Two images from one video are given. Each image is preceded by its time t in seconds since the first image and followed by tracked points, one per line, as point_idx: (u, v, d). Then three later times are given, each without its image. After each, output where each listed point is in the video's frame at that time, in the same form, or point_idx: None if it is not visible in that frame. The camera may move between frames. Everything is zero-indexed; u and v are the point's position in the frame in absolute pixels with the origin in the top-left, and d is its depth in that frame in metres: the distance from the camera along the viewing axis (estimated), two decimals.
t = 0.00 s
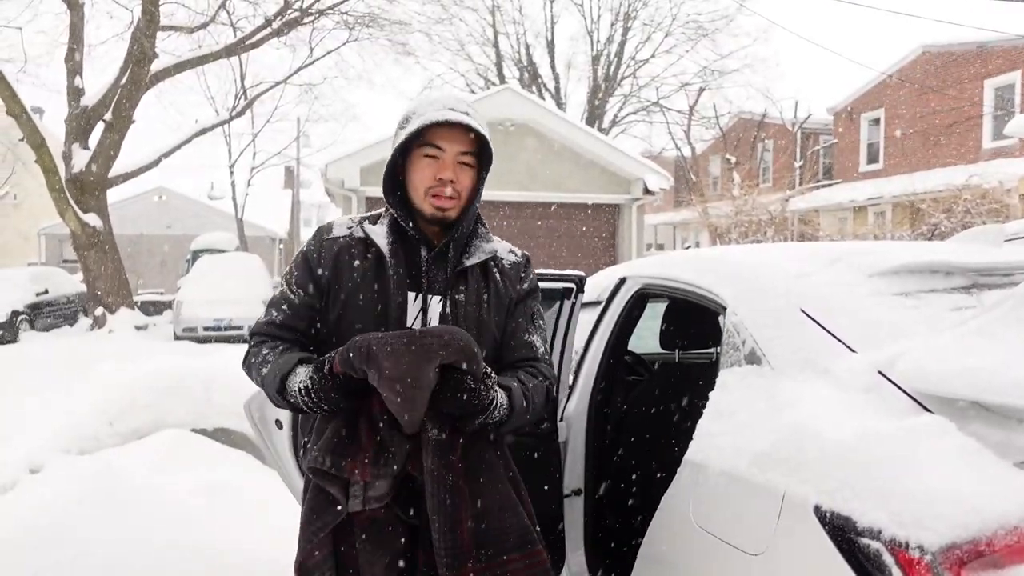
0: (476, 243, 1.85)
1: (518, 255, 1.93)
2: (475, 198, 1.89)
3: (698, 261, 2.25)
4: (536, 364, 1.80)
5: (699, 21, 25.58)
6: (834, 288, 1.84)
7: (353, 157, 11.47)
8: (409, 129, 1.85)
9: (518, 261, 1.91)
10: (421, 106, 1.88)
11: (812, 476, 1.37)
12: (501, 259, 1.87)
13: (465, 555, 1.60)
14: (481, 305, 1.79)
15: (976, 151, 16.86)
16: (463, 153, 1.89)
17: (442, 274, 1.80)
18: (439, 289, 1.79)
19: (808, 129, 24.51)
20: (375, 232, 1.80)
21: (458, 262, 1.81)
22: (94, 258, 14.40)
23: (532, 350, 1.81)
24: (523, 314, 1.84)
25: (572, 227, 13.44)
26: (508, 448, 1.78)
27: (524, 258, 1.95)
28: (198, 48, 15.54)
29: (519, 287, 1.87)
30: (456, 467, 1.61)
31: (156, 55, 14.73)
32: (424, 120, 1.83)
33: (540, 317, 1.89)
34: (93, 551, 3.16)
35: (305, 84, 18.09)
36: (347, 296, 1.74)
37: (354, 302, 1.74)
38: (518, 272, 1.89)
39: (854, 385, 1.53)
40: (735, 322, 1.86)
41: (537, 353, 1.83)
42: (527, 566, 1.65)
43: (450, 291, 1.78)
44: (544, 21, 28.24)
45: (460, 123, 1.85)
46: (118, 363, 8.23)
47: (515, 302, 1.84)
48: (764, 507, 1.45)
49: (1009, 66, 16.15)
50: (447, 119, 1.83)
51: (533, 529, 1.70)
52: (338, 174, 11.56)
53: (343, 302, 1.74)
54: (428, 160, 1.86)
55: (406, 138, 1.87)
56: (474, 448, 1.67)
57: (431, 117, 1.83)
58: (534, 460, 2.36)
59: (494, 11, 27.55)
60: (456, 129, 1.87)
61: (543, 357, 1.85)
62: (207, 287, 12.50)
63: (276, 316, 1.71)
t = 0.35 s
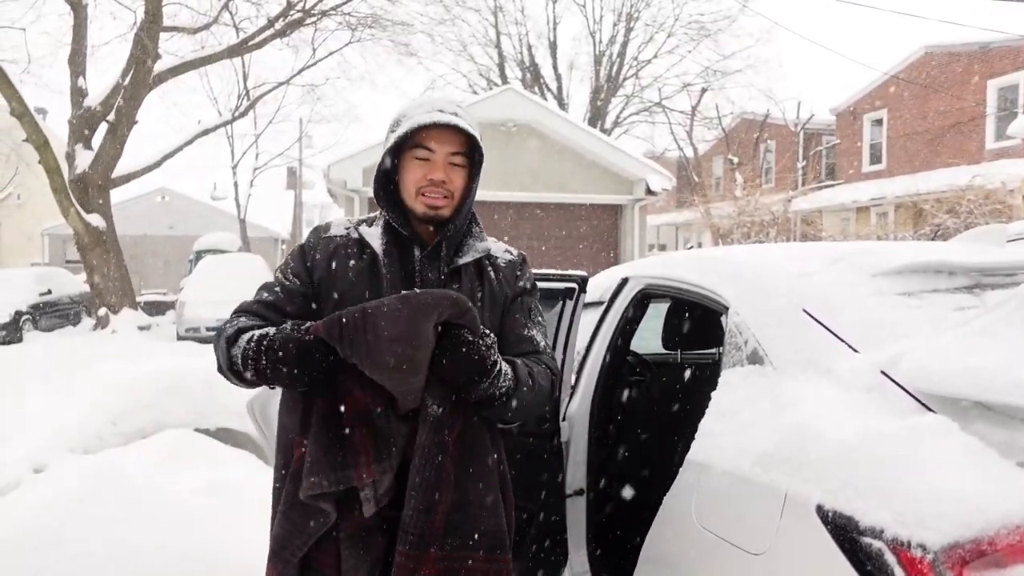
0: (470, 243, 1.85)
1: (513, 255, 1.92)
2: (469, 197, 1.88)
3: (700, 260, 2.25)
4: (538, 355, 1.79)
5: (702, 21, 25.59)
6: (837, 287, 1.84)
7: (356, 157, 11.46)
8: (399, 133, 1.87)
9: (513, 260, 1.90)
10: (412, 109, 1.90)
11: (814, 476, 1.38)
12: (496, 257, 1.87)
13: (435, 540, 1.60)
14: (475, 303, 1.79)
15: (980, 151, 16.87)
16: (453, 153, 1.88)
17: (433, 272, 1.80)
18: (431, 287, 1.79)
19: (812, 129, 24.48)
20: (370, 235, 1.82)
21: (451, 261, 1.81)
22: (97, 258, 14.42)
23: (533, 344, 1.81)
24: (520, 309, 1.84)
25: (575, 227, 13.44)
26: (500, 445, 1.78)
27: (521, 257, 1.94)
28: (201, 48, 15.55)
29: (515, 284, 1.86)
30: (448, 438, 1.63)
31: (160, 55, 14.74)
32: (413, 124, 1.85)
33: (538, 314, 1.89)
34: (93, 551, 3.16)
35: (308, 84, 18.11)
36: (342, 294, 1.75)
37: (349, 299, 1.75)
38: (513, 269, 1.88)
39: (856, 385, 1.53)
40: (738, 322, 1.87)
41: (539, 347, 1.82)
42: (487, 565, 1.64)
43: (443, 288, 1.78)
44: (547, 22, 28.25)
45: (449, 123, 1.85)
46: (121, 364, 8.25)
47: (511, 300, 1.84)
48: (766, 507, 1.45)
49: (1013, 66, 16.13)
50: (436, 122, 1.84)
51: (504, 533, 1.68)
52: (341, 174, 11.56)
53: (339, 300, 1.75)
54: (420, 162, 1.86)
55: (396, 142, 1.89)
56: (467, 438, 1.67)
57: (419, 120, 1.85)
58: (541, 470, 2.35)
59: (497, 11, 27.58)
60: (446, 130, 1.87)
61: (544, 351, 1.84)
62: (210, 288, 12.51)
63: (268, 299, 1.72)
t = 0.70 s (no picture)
0: (462, 238, 1.87)
1: (511, 250, 1.91)
2: (463, 191, 1.89)
3: (702, 259, 2.25)
4: (530, 352, 1.76)
5: (705, 20, 25.58)
6: (838, 286, 1.84)
7: (358, 156, 11.45)
8: (391, 130, 1.89)
9: (510, 254, 1.89)
10: (405, 108, 1.93)
11: (815, 475, 1.38)
12: (490, 253, 1.87)
13: (433, 520, 1.61)
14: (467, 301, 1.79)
15: (983, 150, 16.83)
16: (445, 149, 1.90)
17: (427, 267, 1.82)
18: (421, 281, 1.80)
19: (814, 128, 24.44)
20: (363, 234, 1.83)
21: (443, 256, 1.82)
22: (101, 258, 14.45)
23: (525, 341, 1.78)
24: (515, 305, 1.82)
25: (577, 226, 13.42)
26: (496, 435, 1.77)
27: (519, 252, 1.93)
28: (204, 48, 15.57)
29: (510, 280, 1.84)
30: (430, 434, 1.63)
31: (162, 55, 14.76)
32: (404, 119, 1.88)
33: (532, 310, 1.86)
34: (93, 550, 3.17)
35: (311, 83, 18.12)
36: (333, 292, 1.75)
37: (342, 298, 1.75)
38: (509, 265, 1.86)
39: (855, 384, 1.54)
40: (739, 321, 1.87)
41: (531, 344, 1.78)
42: (497, 551, 1.63)
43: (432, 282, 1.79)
44: (550, 21, 28.24)
45: (439, 119, 1.87)
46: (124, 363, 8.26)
47: (505, 295, 1.83)
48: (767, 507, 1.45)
49: (1017, 64, 16.06)
50: (426, 116, 1.87)
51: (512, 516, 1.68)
52: (343, 174, 11.56)
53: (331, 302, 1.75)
54: (412, 158, 1.88)
55: (390, 138, 1.91)
56: (463, 436, 1.67)
57: (412, 116, 1.88)
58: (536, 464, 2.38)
59: (499, 10, 27.58)
60: (438, 126, 1.90)
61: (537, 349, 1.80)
62: (213, 287, 12.53)
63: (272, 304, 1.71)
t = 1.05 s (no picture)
0: (457, 232, 1.84)
1: (506, 244, 1.90)
2: (456, 187, 1.87)
3: (703, 259, 2.24)
4: (526, 346, 1.75)
5: (706, 20, 25.55)
6: (839, 285, 1.83)
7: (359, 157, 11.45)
8: (382, 128, 1.88)
9: (506, 249, 1.88)
10: (396, 106, 1.91)
11: (815, 475, 1.37)
12: (486, 247, 1.85)
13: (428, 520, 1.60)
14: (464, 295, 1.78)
15: (987, 150, 16.79)
16: (437, 146, 1.88)
17: (419, 262, 1.82)
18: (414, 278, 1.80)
19: (817, 128, 24.40)
20: (357, 233, 1.84)
21: (437, 250, 1.81)
22: (103, 258, 14.44)
23: (521, 335, 1.76)
24: (511, 300, 1.80)
25: (579, 226, 13.40)
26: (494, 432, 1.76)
27: (515, 246, 1.92)
28: (206, 48, 15.57)
29: (506, 274, 1.83)
30: (435, 436, 1.61)
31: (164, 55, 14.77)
32: (394, 118, 1.86)
33: (529, 305, 1.84)
34: (93, 550, 3.16)
35: (312, 84, 18.12)
36: (327, 291, 1.77)
37: (337, 295, 1.76)
38: (504, 259, 1.86)
39: (857, 383, 1.52)
40: (740, 320, 1.86)
41: (527, 338, 1.77)
42: (480, 547, 1.63)
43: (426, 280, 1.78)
44: (551, 21, 28.25)
45: (430, 115, 1.85)
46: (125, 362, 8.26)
47: (500, 289, 1.81)
48: (769, 507, 1.44)
49: (1019, 63, 16.03)
50: (417, 114, 1.85)
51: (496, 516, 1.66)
52: (345, 174, 11.56)
53: (326, 302, 1.77)
54: (404, 156, 1.87)
55: (382, 136, 1.90)
56: (460, 433, 1.65)
57: (401, 114, 1.86)
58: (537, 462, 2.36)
59: (501, 11, 27.59)
60: (430, 123, 1.88)
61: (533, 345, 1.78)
62: (214, 287, 12.54)
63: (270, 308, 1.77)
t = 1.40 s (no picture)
0: (459, 234, 1.86)
1: (509, 247, 1.90)
2: (458, 191, 1.89)
3: (709, 258, 2.23)
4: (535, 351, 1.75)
5: (709, 20, 25.51)
6: (843, 285, 1.82)
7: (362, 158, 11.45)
8: (386, 129, 1.88)
9: (510, 251, 1.88)
10: (401, 105, 1.91)
11: (820, 476, 1.36)
12: (490, 249, 1.86)
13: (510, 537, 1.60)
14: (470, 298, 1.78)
15: (990, 150, 16.75)
16: (442, 147, 1.88)
17: (425, 266, 1.85)
18: (422, 282, 1.83)
19: (820, 128, 24.35)
20: (359, 233, 1.84)
21: (442, 253, 1.84)
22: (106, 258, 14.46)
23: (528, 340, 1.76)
24: (518, 304, 1.80)
25: (582, 226, 13.40)
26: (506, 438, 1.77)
27: (518, 249, 1.93)
28: (209, 49, 15.59)
29: (511, 278, 1.84)
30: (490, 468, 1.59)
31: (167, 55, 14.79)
32: (399, 119, 1.85)
33: (534, 310, 1.85)
34: (97, 551, 3.16)
35: (315, 84, 18.09)
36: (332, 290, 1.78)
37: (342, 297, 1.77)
38: (509, 261, 1.86)
39: (862, 383, 1.52)
40: (744, 321, 1.85)
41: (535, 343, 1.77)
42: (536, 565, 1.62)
43: (433, 284, 1.82)
44: (554, 21, 28.24)
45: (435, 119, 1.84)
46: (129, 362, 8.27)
47: (506, 293, 1.81)
48: (774, 507, 1.44)
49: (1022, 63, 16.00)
50: (422, 116, 1.84)
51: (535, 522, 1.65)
52: (347, 175, 11.56)
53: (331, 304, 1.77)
54: (407, 157, 1.87)
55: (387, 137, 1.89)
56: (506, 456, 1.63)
57: (406, 115, 1.86)
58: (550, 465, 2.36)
59: (503, 11, 27.56)
60: (434, 125, 1.87)
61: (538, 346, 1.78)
62: (218, 287, 12.54)
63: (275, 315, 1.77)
